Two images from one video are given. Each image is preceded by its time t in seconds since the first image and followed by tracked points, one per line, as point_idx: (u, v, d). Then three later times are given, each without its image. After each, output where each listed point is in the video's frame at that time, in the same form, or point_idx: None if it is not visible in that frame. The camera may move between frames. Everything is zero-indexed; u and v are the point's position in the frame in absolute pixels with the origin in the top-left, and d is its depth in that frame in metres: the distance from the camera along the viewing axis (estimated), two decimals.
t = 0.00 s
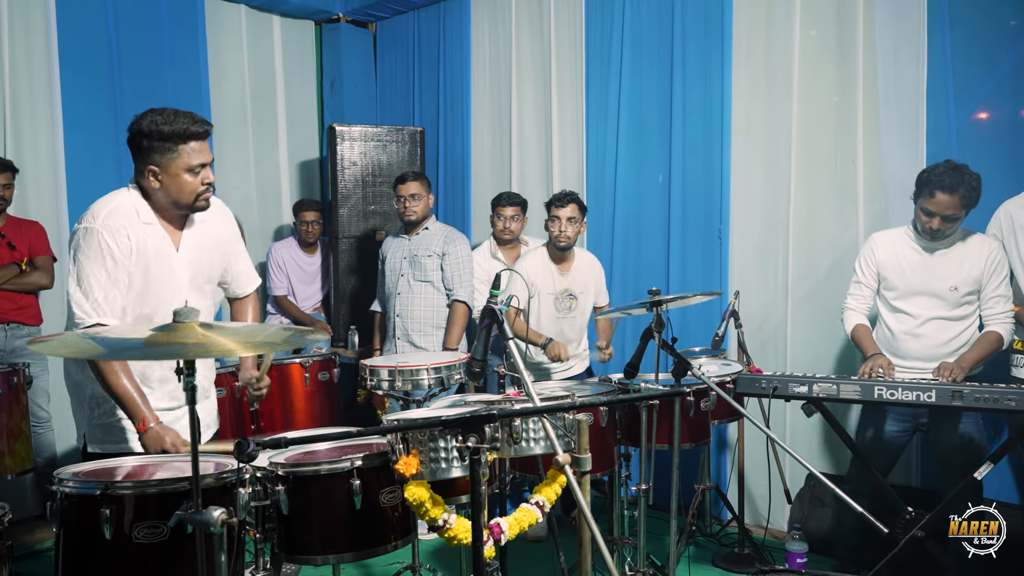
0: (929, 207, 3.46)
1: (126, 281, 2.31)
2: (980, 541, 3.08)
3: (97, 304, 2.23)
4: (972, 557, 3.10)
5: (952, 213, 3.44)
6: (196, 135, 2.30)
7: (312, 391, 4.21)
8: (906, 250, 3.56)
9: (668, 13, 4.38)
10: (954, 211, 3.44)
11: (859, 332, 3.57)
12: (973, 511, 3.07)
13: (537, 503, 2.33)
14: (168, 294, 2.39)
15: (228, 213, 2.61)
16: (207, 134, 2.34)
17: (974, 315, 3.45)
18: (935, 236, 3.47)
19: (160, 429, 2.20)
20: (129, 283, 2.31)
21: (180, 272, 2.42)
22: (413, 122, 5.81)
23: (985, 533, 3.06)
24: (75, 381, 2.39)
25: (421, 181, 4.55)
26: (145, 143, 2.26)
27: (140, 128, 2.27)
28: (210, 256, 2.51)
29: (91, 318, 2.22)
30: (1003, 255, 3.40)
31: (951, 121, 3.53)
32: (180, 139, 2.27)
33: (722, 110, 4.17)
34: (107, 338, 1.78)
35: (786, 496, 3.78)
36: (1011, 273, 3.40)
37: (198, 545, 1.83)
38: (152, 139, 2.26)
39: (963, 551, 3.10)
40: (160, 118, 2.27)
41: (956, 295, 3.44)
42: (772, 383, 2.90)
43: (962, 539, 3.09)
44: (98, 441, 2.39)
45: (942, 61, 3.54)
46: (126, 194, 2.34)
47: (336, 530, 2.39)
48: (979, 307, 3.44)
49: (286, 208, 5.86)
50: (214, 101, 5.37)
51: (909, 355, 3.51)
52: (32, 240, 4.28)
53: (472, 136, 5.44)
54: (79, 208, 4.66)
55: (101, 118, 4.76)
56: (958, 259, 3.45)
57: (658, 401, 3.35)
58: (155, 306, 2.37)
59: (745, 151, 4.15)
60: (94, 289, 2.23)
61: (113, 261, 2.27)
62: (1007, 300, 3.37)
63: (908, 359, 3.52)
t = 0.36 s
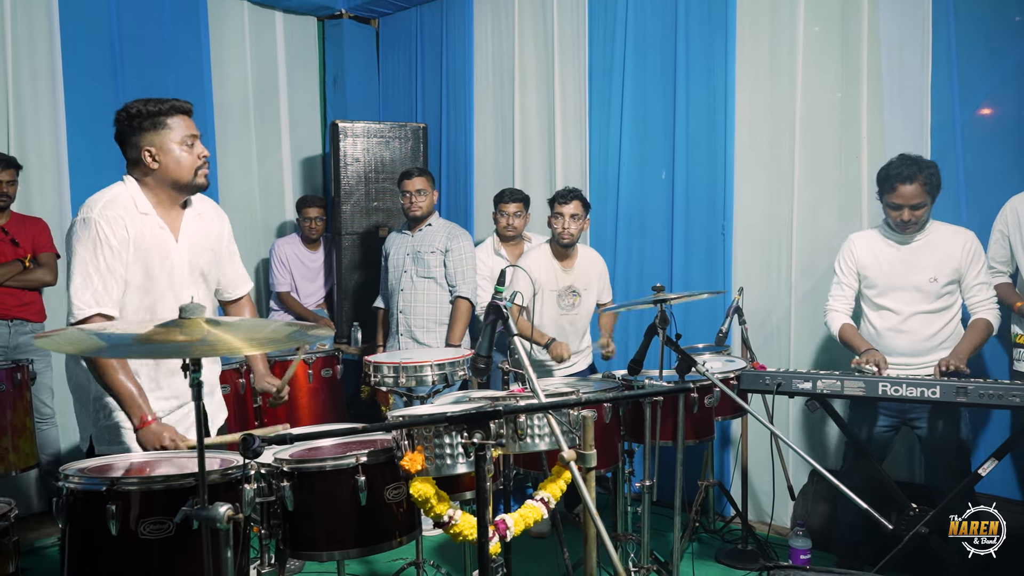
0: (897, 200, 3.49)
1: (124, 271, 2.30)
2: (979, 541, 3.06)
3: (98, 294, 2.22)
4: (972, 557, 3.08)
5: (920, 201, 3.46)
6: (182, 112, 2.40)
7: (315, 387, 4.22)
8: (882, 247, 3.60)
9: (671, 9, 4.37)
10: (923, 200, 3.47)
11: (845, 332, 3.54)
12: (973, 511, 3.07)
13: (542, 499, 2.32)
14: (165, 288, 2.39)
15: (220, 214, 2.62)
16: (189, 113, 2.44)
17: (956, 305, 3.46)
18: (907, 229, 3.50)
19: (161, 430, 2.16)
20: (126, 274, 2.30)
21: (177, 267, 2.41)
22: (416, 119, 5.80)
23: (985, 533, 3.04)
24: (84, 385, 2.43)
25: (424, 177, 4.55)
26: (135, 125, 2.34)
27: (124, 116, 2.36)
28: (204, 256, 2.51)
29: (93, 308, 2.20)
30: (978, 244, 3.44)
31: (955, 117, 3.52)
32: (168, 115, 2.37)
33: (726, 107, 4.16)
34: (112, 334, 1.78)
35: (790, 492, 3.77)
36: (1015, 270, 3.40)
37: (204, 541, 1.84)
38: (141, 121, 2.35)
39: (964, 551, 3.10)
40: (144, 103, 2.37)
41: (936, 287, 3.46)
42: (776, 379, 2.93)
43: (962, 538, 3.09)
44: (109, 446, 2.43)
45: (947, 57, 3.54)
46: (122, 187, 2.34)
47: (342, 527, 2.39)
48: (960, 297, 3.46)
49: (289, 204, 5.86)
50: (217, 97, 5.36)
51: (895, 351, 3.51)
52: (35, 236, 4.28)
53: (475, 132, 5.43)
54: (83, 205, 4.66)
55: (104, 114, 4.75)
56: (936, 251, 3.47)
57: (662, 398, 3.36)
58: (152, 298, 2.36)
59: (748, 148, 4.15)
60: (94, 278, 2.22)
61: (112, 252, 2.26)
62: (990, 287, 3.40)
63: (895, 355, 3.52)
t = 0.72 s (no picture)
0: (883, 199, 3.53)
1: (115, 275, 2.27)
2: (979, 541, 3.06)
3: (95, 300, 2.17)
4: (972, 557, 3.07)
5: (905, 198, 3.50)
6: (180, 116, 2.40)
7: (319, 386, 4.22)
8: (877, 247, 3.60)
9: (675, 9, 4.37)
10: (909, 196, 3.50)
11: (847, 334, 3.51)
12: (973, 511, 3.08)
13: (547, 498, 2.32)
14: (153, 292, 2.38)
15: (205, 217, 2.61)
16: (186, 117, 2.43)
17: (952, 304, 3.44)
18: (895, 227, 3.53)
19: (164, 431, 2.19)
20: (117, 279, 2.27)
21: (163, 270, 2.41)
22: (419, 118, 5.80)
23: (985, 533, 3.04)
24: (66, 392, 2.40)
25: (429, 176, 4.55)
26: (131, 121, 2.32)
27: (120, 109, 2.34)
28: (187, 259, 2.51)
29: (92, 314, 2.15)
30: (971, 242, 3.44)
31: (959, 116, 3.51)
32: (166, 118, 2.36)
33: (729, 106, 4.16)
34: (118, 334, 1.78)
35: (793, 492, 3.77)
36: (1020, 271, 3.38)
37: (210, 540, 1.84)
38: (136, 118, 2.32)
39: (964, 551, 3.09)
40: (142, 100, 2.36)
41: (932, 286, 3.44)
42: (780, 378, 2.92)
43: (962, 538, 3.09)
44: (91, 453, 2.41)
45: (951, 56, 3.53)
46: (106, 188, 2.32)
47: (347, 525, 2.40)
48: (956, 296, 3.44)
49: (292, 204, 5.86)
50: (220, 95, 5.37)
51: (894, 351, 3.49)
52: (39, 235, 4.29)
53: (478, 132, 5.43)
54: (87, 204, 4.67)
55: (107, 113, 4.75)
56: (930, 249, 3.48)
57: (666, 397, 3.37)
58: (138, 303, 2.34)
59: (751, 148, 4.15)
60: (90, 284, 2.18)
61: (106, 256, 2.23)
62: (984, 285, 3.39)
63: (894, 355, 3.50)
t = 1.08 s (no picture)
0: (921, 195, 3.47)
1: (124, 272, 2.28)
2: (979, 541, 3.04)
3: (99, 297, 2.19)
4: (971, 557, 3.06)
5: (945, 198, 3.44)
6: (185, 108, 2.38)
7: (324, 385, 4.22)
8: (910, 243, 3.56)
9: (679, 7, 4.36)
10: (949, 196, 3.44)
11: (867, 329, 3.56)
12: (973, 511, 3.04)
13: (554, 498, 2.33)
14: (168, 287, 2.38)
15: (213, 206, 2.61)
16: (191, 109, 2.42)
17: (982, 307, 3.41)
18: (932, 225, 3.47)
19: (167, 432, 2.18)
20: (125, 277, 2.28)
21: (177, 264, 2.41)
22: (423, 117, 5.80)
23: (984, 533, 3.03)
24: (78, 389, 2.39)
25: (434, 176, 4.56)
26: (136, 115, 2.31)
27: (125, 102, 2.33)
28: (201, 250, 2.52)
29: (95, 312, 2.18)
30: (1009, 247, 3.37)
31: (965, 115, 3.51)
32: (171, 110, 2.35)
33: (734, 105, 4.15)
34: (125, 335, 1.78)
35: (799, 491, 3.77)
36: None
37: (218, 540, 1.84)
38: (141, 111, 2.32)
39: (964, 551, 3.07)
40: (148, 93, 2.34)
41: (962, 287, 3.41)
42: (787, 378, 2.92)
43: (962, 539, 3.06)
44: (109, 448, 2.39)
45: (957, 55, 3.52)
46: (116, 185, 2.32)
47: (355, 525, 2.40)
48: (987, 299, 3.41)
49: (296, 203, 5.87)
50: (224, 95, 5.37)
51: (917, 349, 3.49)
52: (44, 235, 4.30)
53: (482, 132, 5.43)
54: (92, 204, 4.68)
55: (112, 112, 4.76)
56: (963, 250, 3.42)
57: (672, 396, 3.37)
58: (151, 299, 2.34)
59: (756, 146, 4.14)
60: (95, 281, 2.20)
61: (112, 253, 2.24)
62: (1015, 292, 3.35)
63: (916, 352, 3.49)
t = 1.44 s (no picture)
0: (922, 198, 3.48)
1: (147, 269, 2.29)
2: (979, 541, 3.03)
3: (120, 292, 2.21)
4: (972, 557, 3.03)
5: (946, 201, 3.44)
6: (208, 108, 2.37)
7: (329, 385, 4.23)
8: (911, 245, 3.57)
9: (685, 7, 4.35)
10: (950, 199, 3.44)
11: (867, 329, 3.59)
12: (974, 511, 3.02)
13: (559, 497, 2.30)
14: (190, 285, 2.39)
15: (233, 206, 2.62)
16: (214, 108, 2.41)
17: (983, 308, 3.41)
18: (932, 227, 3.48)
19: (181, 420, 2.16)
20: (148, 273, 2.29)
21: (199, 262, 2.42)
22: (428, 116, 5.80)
23: (985, 533, 3.02)
24: (96, 381, 2.40)
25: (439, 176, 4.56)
26: (161, 116, 2.31)
27: (149, 103, 2.33)
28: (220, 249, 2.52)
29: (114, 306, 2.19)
30: (1010, 248, 3.36)
31: (972, 114, 3.49)
32: (194, 109, 2.34)
33: (739, 104, 4.14)
34: (132, 334, 1.78)
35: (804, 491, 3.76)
36: None
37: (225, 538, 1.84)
38: (166, 112, 2.31)
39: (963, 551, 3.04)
40: (171, 93, 2.33)
41: (963, 289, 3.41)
42: (792, 377, 2.91)
43: (963, 539, 3.02)
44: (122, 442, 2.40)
45: (963, 54, 3.51)
46: (143, 183, 2.33)
47: (359, 524, 2.41)
48: (989, 301, 3.40)
49: (301, 203, 5.87)
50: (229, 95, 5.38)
51: (917, 349, 3.49)
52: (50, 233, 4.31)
53: (487, 131, 5.42)
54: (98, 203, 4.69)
55: (117, 111, 4.77)
56: (965, 251, 3.42)
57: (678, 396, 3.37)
58: (173, 296, 2.35)
59: (762, 145, 4.13)
60: (117, 276, 2.21)
61: (135, 250, 2.25)
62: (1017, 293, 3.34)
63: (916, 352, 3.49)
